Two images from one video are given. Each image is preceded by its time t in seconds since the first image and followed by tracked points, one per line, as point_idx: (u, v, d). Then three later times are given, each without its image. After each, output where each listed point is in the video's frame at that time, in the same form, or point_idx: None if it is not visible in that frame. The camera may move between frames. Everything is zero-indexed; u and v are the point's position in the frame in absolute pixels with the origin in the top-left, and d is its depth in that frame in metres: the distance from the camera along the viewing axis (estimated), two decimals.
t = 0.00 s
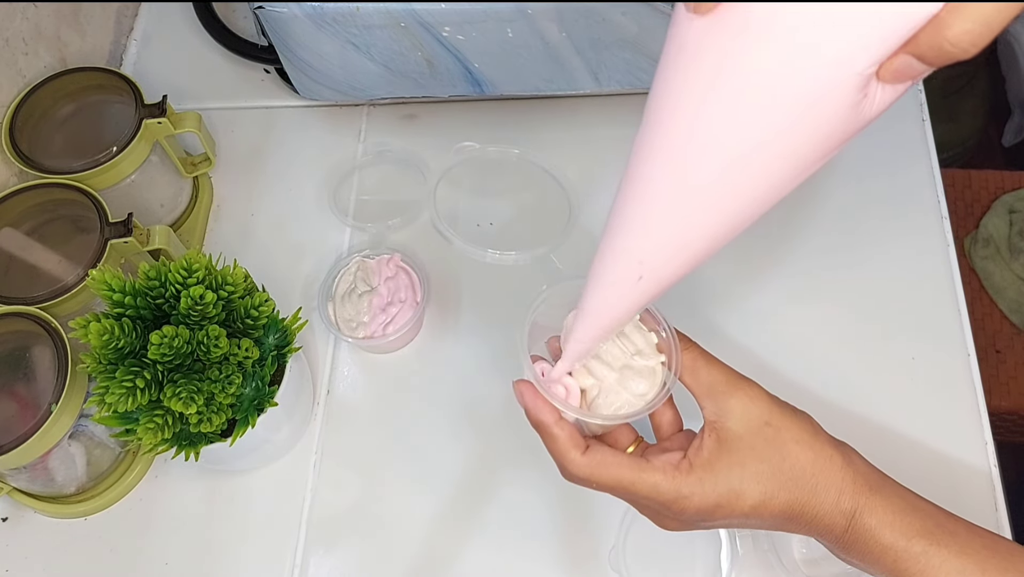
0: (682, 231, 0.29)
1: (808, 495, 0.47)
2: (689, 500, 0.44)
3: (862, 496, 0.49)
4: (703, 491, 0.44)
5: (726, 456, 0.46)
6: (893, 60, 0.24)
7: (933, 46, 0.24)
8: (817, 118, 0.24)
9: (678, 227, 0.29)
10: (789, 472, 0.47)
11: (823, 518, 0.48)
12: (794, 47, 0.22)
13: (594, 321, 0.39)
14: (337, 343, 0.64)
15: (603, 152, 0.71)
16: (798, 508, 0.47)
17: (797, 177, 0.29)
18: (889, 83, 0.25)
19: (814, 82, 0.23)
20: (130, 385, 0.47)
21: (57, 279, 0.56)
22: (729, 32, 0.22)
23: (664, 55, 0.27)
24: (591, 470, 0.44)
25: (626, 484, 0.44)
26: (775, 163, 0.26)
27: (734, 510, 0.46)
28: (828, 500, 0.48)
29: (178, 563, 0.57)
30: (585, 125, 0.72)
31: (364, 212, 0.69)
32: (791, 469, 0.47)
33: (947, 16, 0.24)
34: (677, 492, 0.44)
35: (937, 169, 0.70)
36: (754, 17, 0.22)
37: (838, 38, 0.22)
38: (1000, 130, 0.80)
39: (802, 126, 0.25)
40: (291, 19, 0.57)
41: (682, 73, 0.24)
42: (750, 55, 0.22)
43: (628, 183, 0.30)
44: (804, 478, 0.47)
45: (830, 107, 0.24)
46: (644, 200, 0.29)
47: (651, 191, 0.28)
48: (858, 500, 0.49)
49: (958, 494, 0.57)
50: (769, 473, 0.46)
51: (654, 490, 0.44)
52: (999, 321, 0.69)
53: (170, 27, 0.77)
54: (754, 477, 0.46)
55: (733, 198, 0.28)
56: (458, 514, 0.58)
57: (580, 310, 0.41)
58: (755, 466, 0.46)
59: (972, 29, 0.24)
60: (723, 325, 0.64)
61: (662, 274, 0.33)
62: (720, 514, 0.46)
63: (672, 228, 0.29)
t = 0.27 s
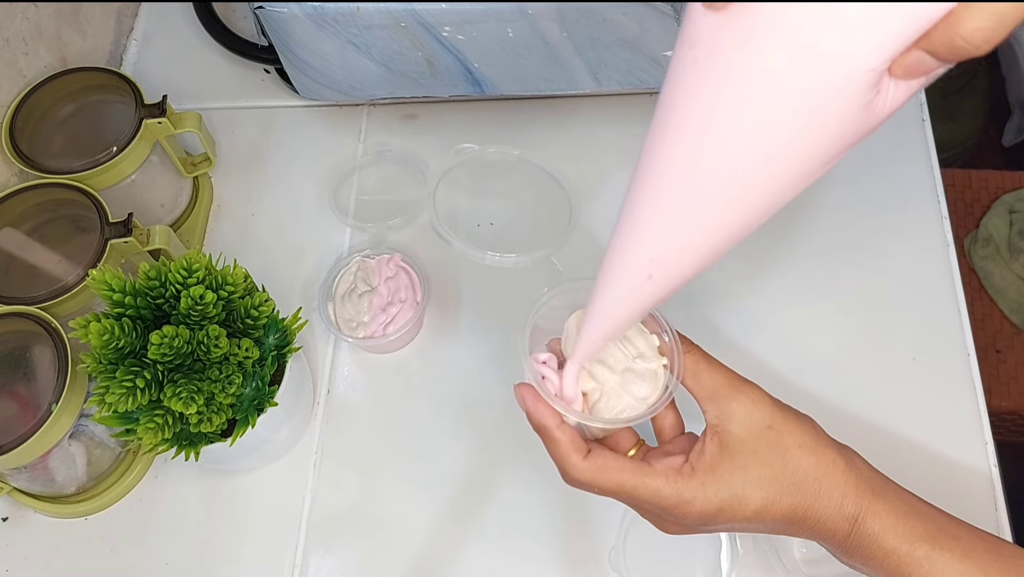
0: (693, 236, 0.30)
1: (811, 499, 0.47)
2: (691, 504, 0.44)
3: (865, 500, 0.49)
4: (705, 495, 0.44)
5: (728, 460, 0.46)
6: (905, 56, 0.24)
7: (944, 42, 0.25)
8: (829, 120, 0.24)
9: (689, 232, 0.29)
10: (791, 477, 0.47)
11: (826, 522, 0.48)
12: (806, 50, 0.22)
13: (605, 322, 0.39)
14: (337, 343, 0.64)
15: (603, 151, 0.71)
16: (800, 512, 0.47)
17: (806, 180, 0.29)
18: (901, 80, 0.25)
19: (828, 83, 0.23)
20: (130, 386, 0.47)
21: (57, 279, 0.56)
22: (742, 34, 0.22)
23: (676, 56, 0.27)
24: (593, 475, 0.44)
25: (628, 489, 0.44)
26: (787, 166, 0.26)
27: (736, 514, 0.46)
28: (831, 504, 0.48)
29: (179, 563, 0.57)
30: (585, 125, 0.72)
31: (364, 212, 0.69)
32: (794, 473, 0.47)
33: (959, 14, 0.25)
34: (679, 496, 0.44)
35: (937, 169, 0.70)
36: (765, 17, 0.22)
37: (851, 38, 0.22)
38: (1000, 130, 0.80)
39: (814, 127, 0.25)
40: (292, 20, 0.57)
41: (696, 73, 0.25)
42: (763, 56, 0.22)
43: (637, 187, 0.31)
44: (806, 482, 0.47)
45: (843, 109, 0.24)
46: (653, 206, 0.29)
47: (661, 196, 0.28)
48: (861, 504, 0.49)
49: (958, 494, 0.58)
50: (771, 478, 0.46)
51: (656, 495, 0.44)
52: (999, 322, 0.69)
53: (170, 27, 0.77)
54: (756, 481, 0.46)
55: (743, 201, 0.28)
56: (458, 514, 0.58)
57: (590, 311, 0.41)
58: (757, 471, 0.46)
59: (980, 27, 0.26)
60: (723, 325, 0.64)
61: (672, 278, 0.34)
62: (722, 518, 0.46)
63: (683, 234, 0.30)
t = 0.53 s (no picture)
0: (707, 250, 0.29)
1: (814, 499, 0.47)
2: (694, 504, 0.44)
3: (868, 500, 0.49)
4: (708, 495, 0.44)
5: (731, 460, 0.46)
6: (920, 67, 0.24)
7: (958, 53, 0.24)
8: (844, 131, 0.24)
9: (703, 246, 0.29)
10: (794, 477, 0.47)
11: (829, 522, 0.48)
12: (822, 60, 0.22)
13: (616, 338, 0.39)
14: (337, 343, 0.64)
15: (604, 151, 0.71)
16: (804, 513, 0.47)
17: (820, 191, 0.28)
18: (913, 91, 0.25)
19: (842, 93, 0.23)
20: (130, 386, 0.47)
21: (57, 279, 0.56)
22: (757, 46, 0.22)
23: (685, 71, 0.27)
24: (597, 475, 0.44)
25: (631, 489, 0.44)
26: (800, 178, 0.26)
27: (739, 514, 0.46)
28: (834, 504, 0.48)
29: (179, 564, 0.56)
30: (586, 125, 0.72)
31: (364, 212, 0.69)
32: (797, 473, 0.47)
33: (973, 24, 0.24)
34: (682, 496, 0.44)
35: (937, 169, 0.70)
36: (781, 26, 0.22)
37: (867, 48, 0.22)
38: (1000, 131, 0.80)
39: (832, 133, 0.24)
40: (292, 19, 0.57)
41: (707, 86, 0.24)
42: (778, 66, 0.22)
43: (650, 200, 0.30)
44: (809, 482, 0.47)
45: (860, 116, 0.24)
46: (666, 219, 0.29)
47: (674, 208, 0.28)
48: (864, 505, 0.49)
49: (958, 493, 0.58)
50: (775, 478, 0.46)
51: (659, 495, 0.44)
52: (999, 321, 0.70)
53: (171, 27, 0.77)
54: (759, 481, 0.46)
55: (756, 213, 0.27)
56: (458, 514, 0.58)
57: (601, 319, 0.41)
58: (760, 471, 0.46)
59: (994, 37, 0.25)
60: (723, 324, 0.64)
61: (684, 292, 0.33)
62: (725, 518, 0.46)
63: (698, 247, 0.29)
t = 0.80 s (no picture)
0: (711, 251, 0.29)
1: (815, 498, 0.47)
2: (695, 503, 0.44)
3: (869, 499, 0.49)
4: (709, 493, 0.44)
5: (732, 459, 0.46)
6: (924, 68, 0.23)
7: (964, 53, 0.23)
8: (849, 133, 0.24)
9: (706, 247, 0.29)
10: (795, 476, 0.47)
11: (830, 521, 0.48)
12: (823, 61, 0.21)
13: (624, 339, 0.39)
14: (337, 343, 0.64)
15: (603, 151, 0.71)
16: (805, 511, 0.47)
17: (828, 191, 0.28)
18: (920, 92, 0.24)
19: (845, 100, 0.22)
20: (130, 386, 0.47)
21: (57, 279, 0.56)
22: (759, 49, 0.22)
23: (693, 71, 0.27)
24: (598, 472, 0.44)
25: (632, 487, 0.44)
26: (805, 182, 0.26)
27: (740, 513, 0.46)
28: (835, 503, 0.48)
29: (179, 563, 0.57)
30: (586, 125, 0.72)
31: (364, 212, 0.69)
32: (798, 472, 0.47)
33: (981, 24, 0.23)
34: (683, 494, 0.44)
35: (937, 169, 0.70)
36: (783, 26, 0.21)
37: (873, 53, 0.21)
38: (1001, 131, 0.80)
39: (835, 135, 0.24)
40: (291, 19, 0.57)
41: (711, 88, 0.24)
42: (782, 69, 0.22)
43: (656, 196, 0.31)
44: (810, 481, 0.47)
45: (863, 119, 0.23)
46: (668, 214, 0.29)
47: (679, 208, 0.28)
48: (865, 503, 0.49)
49: (958, 493, 0.57)
50: (776, 477, 0.46)
51: (660, 493, 0.44)
52: (999, 321, 0.69)
53: (171, 27, 0.77)
54: (760, 480, 0.46)
55: (759, 217, 0.27)
56: (458, 515, 0.58)
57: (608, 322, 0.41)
58: (761, 470, 0.46)
59: (1001, 38, 0.24)
60: (723, 324, 0.64)
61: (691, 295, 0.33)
62: (727, 517, 0.46)
63: (698, 244, 0.29)
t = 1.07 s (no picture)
0: (708, 257, 0.29)
1: (815, 496, 0.47)
2: (695, 501, 0.44)
3: (869, 497, 0.49)
4: (709, 492, 0.44)
5: (732, 457, 0.46)
6: (917, 72, 0.23)
7: (957, 58, 0.22)
8: (845, 138, 0.23)
9: (702, 253, 0.28)
10: (795, 474, 0.47)
11: (830, 519, 0.48)
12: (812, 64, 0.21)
13: (620, 341, 0.39)
14: (337, 343, 0.64)
15: (603, 151, 0.71)
16: (805, 509, 0.47)
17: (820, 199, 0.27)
18: (912, 95, 0.24)
19: (843, 104, 0.22)
20: (130, 385, 0.47)
21: (57, 279, 0.56)
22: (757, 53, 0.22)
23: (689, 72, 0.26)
24: (598, 469, 0.44)
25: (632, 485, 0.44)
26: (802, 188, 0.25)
27: (740, 510, 0.46)
28: (835, 501, 0.48)
29: (179, 563, 0.57)
30: (585, 125, 0.72)
31: (364, 212, 0.69)
32: (798, 470, 0.47)
33: (971, 28, 0.22)
34: (683, 493, 0.44)
35: (937, 169, 0.70)
36: (778, 31, 0.21)
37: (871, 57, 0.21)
38: (1000, 131, 0.79)
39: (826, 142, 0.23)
40: (291, 19, 0.56)
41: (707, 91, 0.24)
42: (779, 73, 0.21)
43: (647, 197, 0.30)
44: (810, 479, 0.47)
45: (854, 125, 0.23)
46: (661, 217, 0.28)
47: (674, 214, 0.28)
48: (865, 502, 0.49)
49: (958, 493, 0.57)
50: (776, 475, 0.46)
51: (659, 491, 0.44)
52: (999, 321, 0.69)
53: (170, 27, 0.77)
54: (760, 478, 0.46)
55: (756, 223, 0.27)
56: (458, 514, 0.58)
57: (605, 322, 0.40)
58: (761, 468, 0.46)
59: (997, 43, 0.23)
60: (723, 324, 0.64)
61: (688, 301, 0.33)
62: (726, 515, 0.46)
63: (691, 251, 0.29)
